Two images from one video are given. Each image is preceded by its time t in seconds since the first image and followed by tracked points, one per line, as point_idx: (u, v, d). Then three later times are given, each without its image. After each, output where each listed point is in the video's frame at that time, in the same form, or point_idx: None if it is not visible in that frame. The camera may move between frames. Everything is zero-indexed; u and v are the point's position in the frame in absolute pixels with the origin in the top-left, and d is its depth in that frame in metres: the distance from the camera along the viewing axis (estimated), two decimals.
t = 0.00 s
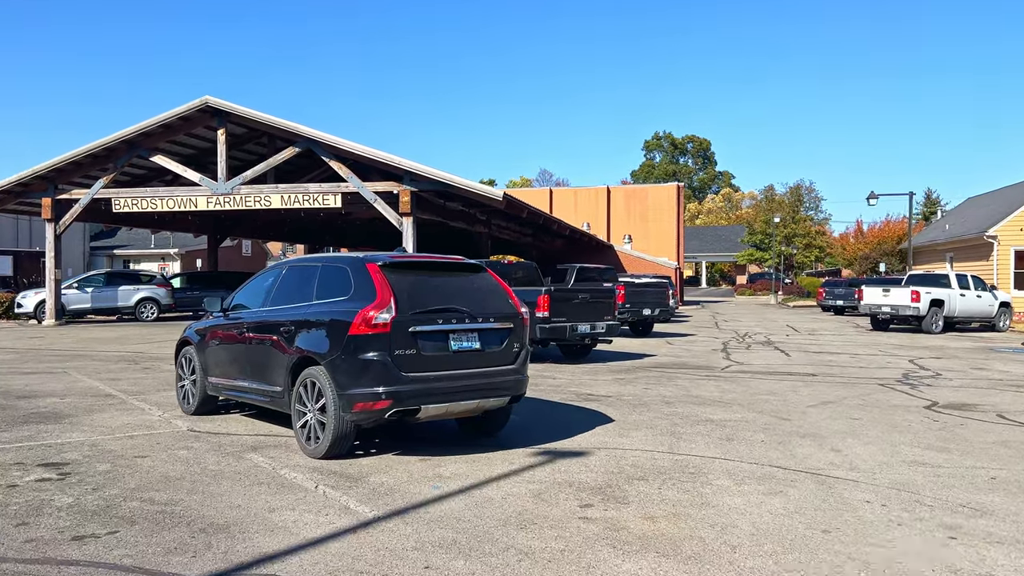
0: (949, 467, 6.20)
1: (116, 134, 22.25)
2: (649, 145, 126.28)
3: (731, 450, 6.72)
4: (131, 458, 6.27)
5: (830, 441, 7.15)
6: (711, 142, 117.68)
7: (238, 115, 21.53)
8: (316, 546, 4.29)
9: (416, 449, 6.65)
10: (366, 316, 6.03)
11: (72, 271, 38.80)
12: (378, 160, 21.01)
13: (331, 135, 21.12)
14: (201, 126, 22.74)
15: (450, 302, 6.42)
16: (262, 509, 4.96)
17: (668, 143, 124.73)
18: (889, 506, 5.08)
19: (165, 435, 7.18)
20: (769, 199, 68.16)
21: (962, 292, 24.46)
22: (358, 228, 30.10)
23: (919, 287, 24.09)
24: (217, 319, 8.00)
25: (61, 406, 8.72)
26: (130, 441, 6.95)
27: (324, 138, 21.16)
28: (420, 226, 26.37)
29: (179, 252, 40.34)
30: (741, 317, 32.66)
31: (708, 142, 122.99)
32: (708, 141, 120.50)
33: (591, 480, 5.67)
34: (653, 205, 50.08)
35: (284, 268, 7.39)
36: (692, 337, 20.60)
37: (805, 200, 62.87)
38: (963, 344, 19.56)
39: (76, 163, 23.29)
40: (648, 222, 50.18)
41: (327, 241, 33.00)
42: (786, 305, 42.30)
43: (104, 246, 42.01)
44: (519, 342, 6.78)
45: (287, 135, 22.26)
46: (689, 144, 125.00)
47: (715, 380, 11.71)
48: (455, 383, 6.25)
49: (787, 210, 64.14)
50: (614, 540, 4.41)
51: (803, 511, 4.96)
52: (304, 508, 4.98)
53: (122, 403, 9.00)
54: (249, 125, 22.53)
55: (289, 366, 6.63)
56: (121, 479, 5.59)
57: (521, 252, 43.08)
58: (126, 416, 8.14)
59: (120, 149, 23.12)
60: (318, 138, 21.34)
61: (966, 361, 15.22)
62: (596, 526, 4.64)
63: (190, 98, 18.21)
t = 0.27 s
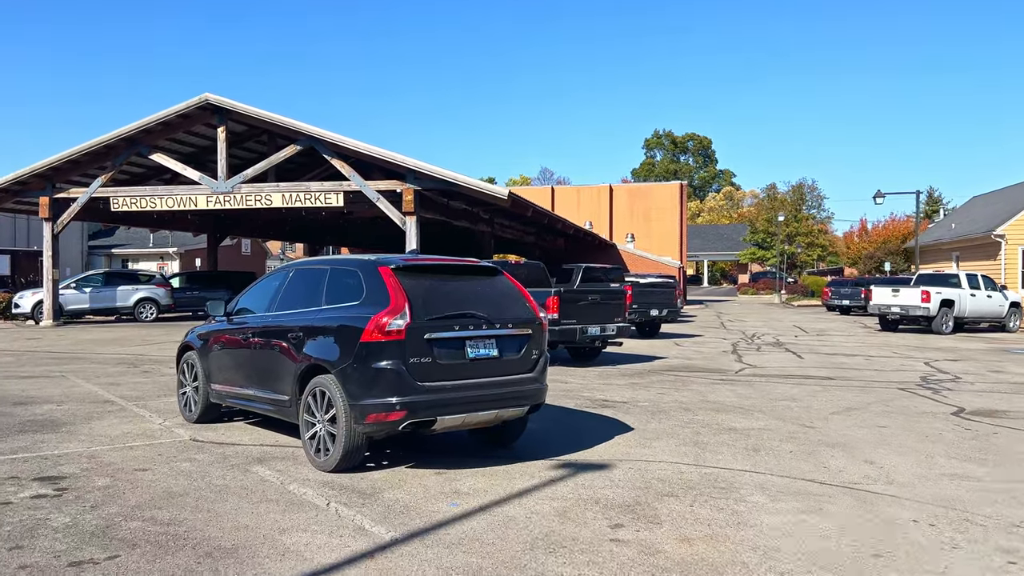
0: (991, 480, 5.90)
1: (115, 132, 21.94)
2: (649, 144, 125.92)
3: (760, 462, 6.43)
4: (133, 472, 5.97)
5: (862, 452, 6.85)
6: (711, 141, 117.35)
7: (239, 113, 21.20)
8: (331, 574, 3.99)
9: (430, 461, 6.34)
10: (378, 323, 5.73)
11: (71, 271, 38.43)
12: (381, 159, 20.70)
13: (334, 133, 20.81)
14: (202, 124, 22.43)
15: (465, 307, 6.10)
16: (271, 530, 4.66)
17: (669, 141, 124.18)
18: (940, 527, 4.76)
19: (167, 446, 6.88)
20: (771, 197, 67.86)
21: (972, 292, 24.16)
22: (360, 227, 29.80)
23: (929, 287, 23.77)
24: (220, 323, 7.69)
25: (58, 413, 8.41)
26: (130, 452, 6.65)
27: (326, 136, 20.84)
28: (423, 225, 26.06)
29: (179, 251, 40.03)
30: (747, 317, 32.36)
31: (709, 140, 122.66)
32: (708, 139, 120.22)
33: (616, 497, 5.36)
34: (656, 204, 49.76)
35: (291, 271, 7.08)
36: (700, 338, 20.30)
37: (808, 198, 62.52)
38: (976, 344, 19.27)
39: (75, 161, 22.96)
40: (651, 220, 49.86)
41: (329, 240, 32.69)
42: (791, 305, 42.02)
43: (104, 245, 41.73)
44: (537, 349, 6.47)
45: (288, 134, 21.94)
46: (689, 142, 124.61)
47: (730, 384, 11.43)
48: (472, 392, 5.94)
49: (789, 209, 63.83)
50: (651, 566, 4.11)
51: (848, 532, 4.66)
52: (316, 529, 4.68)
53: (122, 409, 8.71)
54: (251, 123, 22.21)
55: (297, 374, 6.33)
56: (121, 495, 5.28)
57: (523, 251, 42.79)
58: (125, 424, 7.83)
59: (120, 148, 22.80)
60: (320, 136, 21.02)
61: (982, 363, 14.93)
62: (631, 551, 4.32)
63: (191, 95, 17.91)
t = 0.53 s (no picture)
0: None
1: (114, 125, 21.63)
2: (650, 140, 125.55)
3: (787, 459, 6.14)
4: (132, 471, 5.68)
5: (892, 449, 6.58)
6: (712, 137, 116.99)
7: (239, 106, 20.90)
8: None
9: (444, 459, 6.06)
10: (390, 313, 5.44)
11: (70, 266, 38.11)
12: (384, 152, 20.41)
13: (336, 126, 20.51)
14: (202, 118, 22.12)
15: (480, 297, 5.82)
16: (279, 532, 4.38)
17: (669, 137, 123.79)
18: (990, 529, 4.48)
19: (168, 443, 6.59)
20: (773, 193, 67.58)
21: (981, 287, 23.88)
22: (361, 222, 29.51)
23: (938, 283, 23.50)
24: (223, 316, 7.41)
25: (55, 409, 8.12)
26: (129, 449, 6.36)
27: (328, 129, 20.54)
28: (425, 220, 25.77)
29: (178, 247, 39.72)
30: (751, 313, 32.09)
31: (709, 137, 122.29)
32: (708, 135, 119.85)
33: (642, 497, 5.08)
34: (658, 199, 49.46)
35: (297, 261, 6.79)
36: (707, 334, 20.03)
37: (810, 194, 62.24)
38: (987, 340, 19.00)
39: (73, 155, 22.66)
40: (653, 216, 49.56)
41: (330, 235, 32.38)
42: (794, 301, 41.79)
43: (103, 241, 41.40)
44: (555, 341, 6.18)
45: (290, 127, 21.63)
46: (690, 138, 124.21)
47: (744, 379, 11.15)
48: (488, 387, 5.65)
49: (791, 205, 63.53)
50: (688, 571, 3.83)
51: (893, 534, 4.38)
52: (327, 532, 4.39)
53: (122, 405, 8.43)
54: (251, 117, 21.92)
55: (303, 368, 6.05)
56: (118, 496, 4.99)
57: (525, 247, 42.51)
58: (125, 421, 7.54)
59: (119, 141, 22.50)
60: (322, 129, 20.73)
61: (998, 358, 14.64)
62: (665, 555, 4.05)
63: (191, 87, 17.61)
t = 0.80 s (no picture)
0: None
1: (114, 122, 21.29)
2: (652, 138, 125.16)
3: (829, 474, 5.81)
4: (137, 487, 5.35)
5: (936, 461, 6.25)
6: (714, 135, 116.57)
7: (242, 102, 20.56)
8: None
9: (465, 473, 5.74)
10: (411, 320, 5.12)
11: (70, 264, 37.82)
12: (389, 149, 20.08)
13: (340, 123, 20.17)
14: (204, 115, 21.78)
15: (505, 303, 5.49)
16: (296, 559, 4.05)
17: (671, 135, 123.43)
18: None
19: (174, 455, 6.27)
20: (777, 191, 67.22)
21: (995, 287, 23.55)
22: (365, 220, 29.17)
23: (951, 282, 23.15)
24: (230, 320, 7.09)
25: (54, 417, 7.79)
26: (133, 462, 6.03)
27: (332, 126, 20.21)
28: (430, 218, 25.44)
29: (179, 245, 39.38)
30: (759, 312, 31.76)
31: (712, 134, 121.90)
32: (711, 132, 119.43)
33: (681, 517, 4.76)
34: (662, 197, 49.12)
35: (309, 263, 6.47)
36: (718, 335, 19.70)
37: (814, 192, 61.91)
38: (1004, 341, 18.67)
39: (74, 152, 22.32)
40: (658, 214, 49.22)
41: (333, 234, 32.04)
42: (800, 300, 41.50)
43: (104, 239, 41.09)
44: (582, 349, 5.85)
45: (293, 124, 21.29)
46: (692, 136, 123.81)
47: (764, 383, 10.83)
48: (514, 398, 5.33)
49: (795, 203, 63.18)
50: None
51: (958, 561, 4.06)
52: (347, 559, 4.06)
53: (124, 412, 8.10)
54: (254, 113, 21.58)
55: (317, 377, 5.73)
56: (123, 516, 4.68)
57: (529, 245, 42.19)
58: (128, 430, 7.22)
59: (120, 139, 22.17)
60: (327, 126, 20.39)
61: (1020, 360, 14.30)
62: None
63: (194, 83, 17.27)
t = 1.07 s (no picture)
0: None
1: (118, 116, 21.01)
2: (654, 135, 124.78)
3: (876, 476, 5.52)
4: (150, 490, 5.07)
5: (984, 462, 5.97)
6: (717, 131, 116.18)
7: (247, 95, 20.26)
8: None
9: (493, 475, 5.46)
10: (441, 313, 4.84)
11: (73, 261, 37.58)
12: (397, 143, 19.78)
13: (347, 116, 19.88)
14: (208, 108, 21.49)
15: (537, 295, 5.21)
16: (324, 569, 3.78)
17: (673, 131, 123.02)
18: None
19: (187, 455, 5.99)
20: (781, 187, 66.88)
21: (1009, 282, 23.24)
22: (370, 215, 28.88)
23: (965, 278, 22.84)
24: (245, 315, 6.81)
25: (61, 415, 7.51)
26: (144, 462, 5.76)
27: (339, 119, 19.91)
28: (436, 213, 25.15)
29: (182, 241, 39.12)
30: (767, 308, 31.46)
31: (714, 131, 121.52)
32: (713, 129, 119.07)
33: (728, 523, 4.48)
34: (668, 193, 48.81)
35: (327, 254, 6.19)
36: (731, 331, 19.41)
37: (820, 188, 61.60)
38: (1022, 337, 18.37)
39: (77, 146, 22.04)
40: (663, 210, 48.91)
41: (337, 229, 31.76)
42: (807, 296, 41.22)
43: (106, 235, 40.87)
44: (616, 345, 5.57)
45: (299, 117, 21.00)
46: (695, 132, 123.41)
47: (787, 380, 10.54)
48: (548, 396, 5.04)
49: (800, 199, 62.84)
50: None
51: None
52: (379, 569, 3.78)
53: (133, 410, 7.82)
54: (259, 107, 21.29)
55: (339, 374, 5.45)
56: (137, 522, 4.40)
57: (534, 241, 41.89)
58: (139, 428, 6.94)
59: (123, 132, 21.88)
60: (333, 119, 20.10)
61: None
62: None
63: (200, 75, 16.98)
